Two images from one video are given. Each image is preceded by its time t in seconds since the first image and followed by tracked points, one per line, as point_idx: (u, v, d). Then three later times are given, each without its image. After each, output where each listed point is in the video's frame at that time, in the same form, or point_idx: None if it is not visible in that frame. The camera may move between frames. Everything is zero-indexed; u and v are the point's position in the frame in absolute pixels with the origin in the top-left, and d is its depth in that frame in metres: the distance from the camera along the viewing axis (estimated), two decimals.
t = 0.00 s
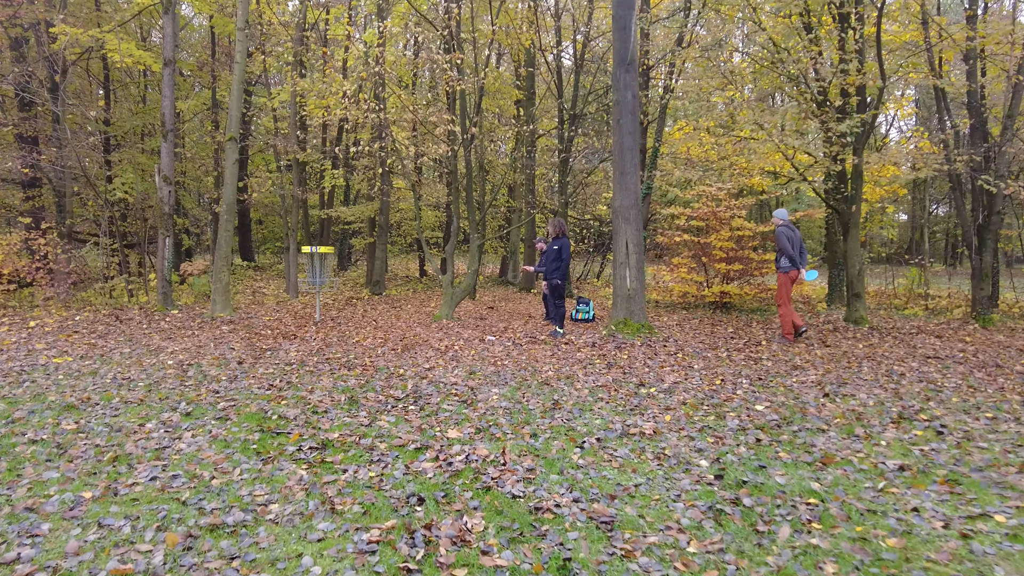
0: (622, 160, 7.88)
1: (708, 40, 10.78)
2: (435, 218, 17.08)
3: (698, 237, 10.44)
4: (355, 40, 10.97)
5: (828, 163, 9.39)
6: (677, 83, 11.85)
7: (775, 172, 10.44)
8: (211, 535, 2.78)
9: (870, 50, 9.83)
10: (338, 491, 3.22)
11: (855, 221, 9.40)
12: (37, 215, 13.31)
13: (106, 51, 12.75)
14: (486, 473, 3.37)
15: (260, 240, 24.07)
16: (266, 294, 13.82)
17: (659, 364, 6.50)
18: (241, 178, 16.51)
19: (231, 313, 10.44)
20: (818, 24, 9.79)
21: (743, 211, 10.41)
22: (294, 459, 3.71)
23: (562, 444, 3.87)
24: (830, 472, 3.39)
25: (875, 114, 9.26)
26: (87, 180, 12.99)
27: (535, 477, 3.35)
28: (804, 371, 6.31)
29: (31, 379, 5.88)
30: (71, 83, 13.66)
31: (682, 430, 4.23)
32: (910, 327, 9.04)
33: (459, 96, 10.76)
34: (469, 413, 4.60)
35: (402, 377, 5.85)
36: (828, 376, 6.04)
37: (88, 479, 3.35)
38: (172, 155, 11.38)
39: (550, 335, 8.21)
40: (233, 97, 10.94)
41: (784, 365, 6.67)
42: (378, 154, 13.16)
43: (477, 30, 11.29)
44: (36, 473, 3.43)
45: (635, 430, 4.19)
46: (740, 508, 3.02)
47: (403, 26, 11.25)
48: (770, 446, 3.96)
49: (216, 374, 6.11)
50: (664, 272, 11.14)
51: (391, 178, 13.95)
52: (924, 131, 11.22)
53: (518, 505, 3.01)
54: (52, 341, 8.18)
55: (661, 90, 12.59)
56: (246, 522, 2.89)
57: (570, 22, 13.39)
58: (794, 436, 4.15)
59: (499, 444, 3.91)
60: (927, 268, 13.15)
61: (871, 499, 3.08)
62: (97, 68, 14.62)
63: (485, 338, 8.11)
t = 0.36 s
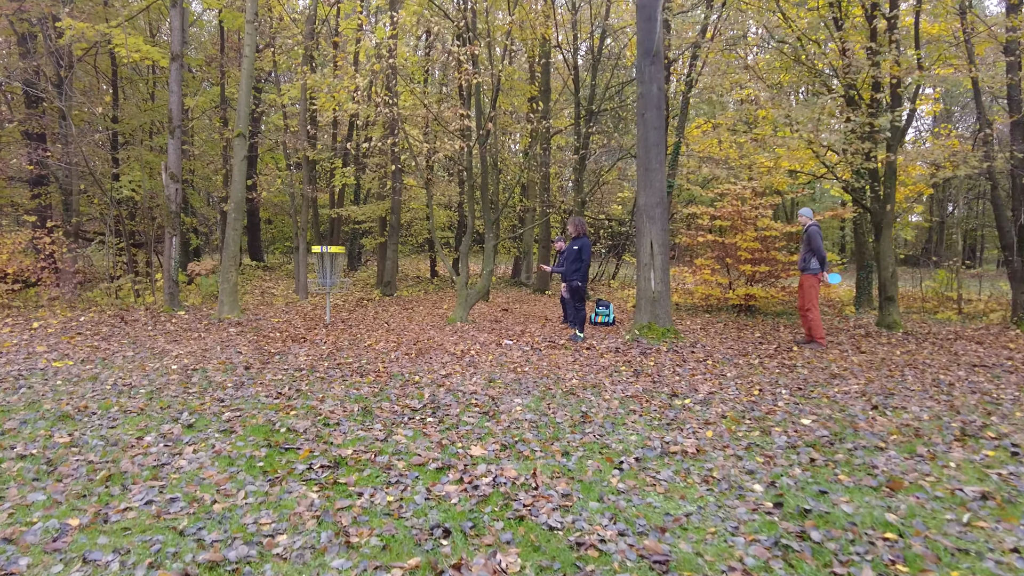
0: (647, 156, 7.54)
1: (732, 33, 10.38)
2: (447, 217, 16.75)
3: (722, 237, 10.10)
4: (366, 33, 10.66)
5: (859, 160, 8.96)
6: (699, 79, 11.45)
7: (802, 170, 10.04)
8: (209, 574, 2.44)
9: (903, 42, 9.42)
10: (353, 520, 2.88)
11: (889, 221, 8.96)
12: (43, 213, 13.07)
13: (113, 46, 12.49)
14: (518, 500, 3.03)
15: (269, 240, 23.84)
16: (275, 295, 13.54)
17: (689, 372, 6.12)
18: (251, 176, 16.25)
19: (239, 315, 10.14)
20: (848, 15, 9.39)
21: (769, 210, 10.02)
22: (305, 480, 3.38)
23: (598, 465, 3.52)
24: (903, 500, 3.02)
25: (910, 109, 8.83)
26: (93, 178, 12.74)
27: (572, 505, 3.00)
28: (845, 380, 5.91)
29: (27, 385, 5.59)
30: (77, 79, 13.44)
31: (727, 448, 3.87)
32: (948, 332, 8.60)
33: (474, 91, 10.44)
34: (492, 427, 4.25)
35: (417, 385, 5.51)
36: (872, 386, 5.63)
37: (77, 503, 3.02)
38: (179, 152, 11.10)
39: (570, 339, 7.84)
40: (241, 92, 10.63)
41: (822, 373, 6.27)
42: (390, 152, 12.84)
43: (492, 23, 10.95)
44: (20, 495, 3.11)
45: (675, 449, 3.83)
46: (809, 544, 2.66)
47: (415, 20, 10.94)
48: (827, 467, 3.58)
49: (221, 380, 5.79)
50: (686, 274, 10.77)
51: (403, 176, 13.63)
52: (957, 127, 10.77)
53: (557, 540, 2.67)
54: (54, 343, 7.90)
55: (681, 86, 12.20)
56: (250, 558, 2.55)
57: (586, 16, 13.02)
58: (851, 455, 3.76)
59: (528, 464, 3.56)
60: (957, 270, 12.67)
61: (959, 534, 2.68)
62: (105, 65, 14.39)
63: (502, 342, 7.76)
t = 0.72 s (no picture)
0: (671, 152, 7.24)
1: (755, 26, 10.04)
2: (460, 218, 16.48)
3: (746, 238, 9.78)
4: (378, 30, 10.42)
5: (891, 157, 8.56)
6: (720, 75, 11.12)
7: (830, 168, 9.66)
8: None
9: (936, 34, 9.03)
10: (363, 550, 2.59)
11: (922, 220, 8.56)
12: (52, 215, 12.94)
13: (122, 45, 12.33)
14: (546, 529, 2.74)
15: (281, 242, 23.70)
16: (286, 297, 13.34)
17: (717, 380, 5.79)
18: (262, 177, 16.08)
19: (248, 318, 9.91)
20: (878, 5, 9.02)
21: (794, 209, 9.66)
22: (311, 501, 3.10)
23: (630, 487, 3.22)
24: (978, 528, 2.69)
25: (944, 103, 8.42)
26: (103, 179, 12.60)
27: (606, 535, 2.70)
28: (885, 388, 5.54)
29: (26, 393, 5.36)
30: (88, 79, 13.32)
31: (769, 466, 3.55)
32: (986, 337, 8.18)
33: (488, 88, 10.17)
34: (513, 441, 3.95)
35: (431, 393, 5.21)
36: (916, 395, 5.25)
37: (62, 528, 2.76)
38: (188, 152, 10.92)
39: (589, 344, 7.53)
40: (251, 90, 10.41)
41: (859, 381, 5.90)
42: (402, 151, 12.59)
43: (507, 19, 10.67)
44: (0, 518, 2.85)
45: (713, 468, 3.51)
46: None
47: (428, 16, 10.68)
48: (884, 488, 3.23)
49: (226, 387, 5.54)
50: (707, 275, 10.43)
51: (416, 176, 13.38)
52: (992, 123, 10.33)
53: None
54: (59, 347, 7.70)
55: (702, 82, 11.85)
56: None
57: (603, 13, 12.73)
58: (908, 473, 3.41)
59: (554, 485, 3.26)
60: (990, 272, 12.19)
61: None
62: (115, 65, 14.28)
63: (519, 347, 7.47)
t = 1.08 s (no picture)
0: (695, 150, 6.91)
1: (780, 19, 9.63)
2: (472, 220, 16.16)
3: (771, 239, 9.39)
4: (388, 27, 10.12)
5: (927, 154, 8.13)
6: (742, 70, 10.73)
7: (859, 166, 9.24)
8: None
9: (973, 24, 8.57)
10: None
11: (960, 220, 8.13)
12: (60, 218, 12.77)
13: (129, 45, 12.13)
14: None
15: (292, 245, 23.53)
16: (295, 301, 13.09)
17: (748, 394, 5.41)
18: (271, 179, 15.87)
19: (255, 323, 9.65)
20: None
21: (822, 209, 9.26)
22: (311, 539, 2.78)
23: (667, 523, 2.87)
24: None
25: (983, 97, 7.98)
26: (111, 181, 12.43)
27: None
28: (931, 401, 5.12)
29: (18, 407, 5.11)
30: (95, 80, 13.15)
31: (819, 496, 3.18)
32: None
33: (501, 85, 9.85)
34: (533, 465, 3.61)
35: (443, 408, 4.89)
36: (967, 410, 4.83)
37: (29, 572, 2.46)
38: (194, 153, 10.69)
39: (608, 352, 7.17)
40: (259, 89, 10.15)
41: (901, 393, 5.49)
42: (413, 151, 12.30)
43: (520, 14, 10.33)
44: None
45: (757, 499, 3.14)
46: None
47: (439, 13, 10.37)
48: (953, 524, 2.85)
49: (227, 401, 5.24)
50: (730, 278, 10.04)
51: (427, 177, 13.08)
52: None
53: None
54: (59, 355, 7.46)
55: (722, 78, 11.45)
56: None
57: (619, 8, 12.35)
58: (978, 505, 3.01)
59: (580, 521, 2.92)
60: None
61: None
62: (124, 67, 14.10)
63: (535, 355, 7.13)
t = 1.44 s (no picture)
0: (725, 140, 6.60)
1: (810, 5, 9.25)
2: (488, 218, 15.88)
3: (800, 235, 9.03)
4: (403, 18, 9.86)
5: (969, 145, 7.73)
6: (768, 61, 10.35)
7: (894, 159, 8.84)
8: None
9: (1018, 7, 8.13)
10: None
11: (1004, 213, 7.71)
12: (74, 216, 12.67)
13: (142, 40, 11.98)
14: None
15: (307, 244, 23.41)
16: (309, 300, 12.89)
17: (786, 397, 5.08)
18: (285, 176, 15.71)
19: (268, 322, 9.44)
20: None
21: (854, 204, 8.87)
22: (320, 557, 2.51)
23: (717, 544, 2.56)
24: None
25: None
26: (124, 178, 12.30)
27: None
28: (987, 405, 4.75)
29: (20, 407, 4.90)
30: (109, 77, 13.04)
31: (883, 511, 2.84)
32: None
33: (519, 77, 9.57)
34: (563, 476, 3.32)
35: (462, 410, 4.61)
36: None
37: None
38: (207, 149, 10.52)
39: (632, 352, 6.86)
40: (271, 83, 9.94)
41: (951, 396, 5.12)
42: (429, 147, 12.06)
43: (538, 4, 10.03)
44: None
45: (814, 515, 2.82)
46: None
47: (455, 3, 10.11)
48: None
49: (236, 403, 5.00)
50: (756, 276, 9.69)
51: (443, 173, 12.83)
52: None
53: None
54: (67, 354, 7.28)
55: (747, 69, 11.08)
56: None
57: None
58: None
59: (619, 540, 2.63)
60: None
61: None
62: (138, 64, 13.98)
63: (556, 355, 6.83)
